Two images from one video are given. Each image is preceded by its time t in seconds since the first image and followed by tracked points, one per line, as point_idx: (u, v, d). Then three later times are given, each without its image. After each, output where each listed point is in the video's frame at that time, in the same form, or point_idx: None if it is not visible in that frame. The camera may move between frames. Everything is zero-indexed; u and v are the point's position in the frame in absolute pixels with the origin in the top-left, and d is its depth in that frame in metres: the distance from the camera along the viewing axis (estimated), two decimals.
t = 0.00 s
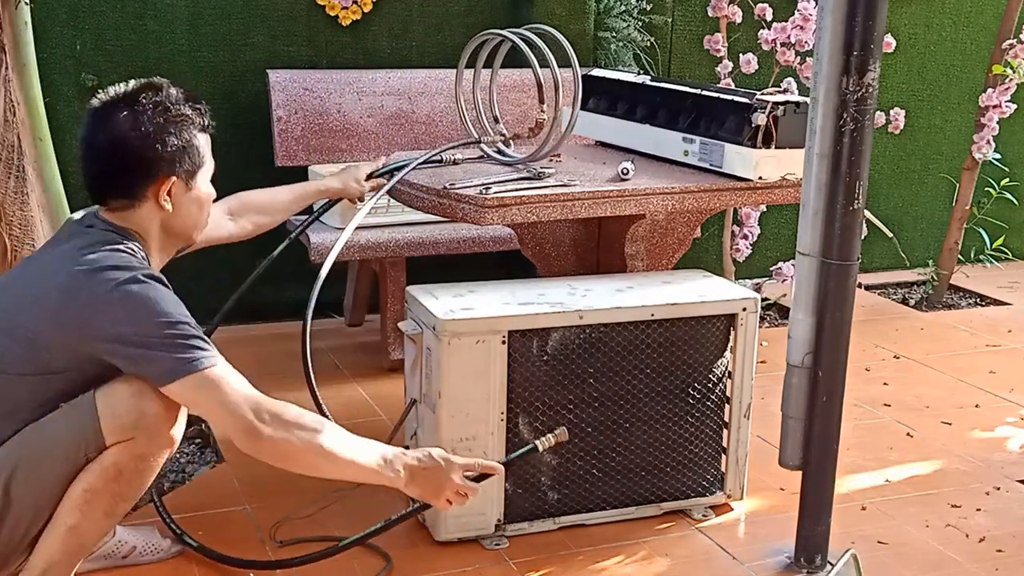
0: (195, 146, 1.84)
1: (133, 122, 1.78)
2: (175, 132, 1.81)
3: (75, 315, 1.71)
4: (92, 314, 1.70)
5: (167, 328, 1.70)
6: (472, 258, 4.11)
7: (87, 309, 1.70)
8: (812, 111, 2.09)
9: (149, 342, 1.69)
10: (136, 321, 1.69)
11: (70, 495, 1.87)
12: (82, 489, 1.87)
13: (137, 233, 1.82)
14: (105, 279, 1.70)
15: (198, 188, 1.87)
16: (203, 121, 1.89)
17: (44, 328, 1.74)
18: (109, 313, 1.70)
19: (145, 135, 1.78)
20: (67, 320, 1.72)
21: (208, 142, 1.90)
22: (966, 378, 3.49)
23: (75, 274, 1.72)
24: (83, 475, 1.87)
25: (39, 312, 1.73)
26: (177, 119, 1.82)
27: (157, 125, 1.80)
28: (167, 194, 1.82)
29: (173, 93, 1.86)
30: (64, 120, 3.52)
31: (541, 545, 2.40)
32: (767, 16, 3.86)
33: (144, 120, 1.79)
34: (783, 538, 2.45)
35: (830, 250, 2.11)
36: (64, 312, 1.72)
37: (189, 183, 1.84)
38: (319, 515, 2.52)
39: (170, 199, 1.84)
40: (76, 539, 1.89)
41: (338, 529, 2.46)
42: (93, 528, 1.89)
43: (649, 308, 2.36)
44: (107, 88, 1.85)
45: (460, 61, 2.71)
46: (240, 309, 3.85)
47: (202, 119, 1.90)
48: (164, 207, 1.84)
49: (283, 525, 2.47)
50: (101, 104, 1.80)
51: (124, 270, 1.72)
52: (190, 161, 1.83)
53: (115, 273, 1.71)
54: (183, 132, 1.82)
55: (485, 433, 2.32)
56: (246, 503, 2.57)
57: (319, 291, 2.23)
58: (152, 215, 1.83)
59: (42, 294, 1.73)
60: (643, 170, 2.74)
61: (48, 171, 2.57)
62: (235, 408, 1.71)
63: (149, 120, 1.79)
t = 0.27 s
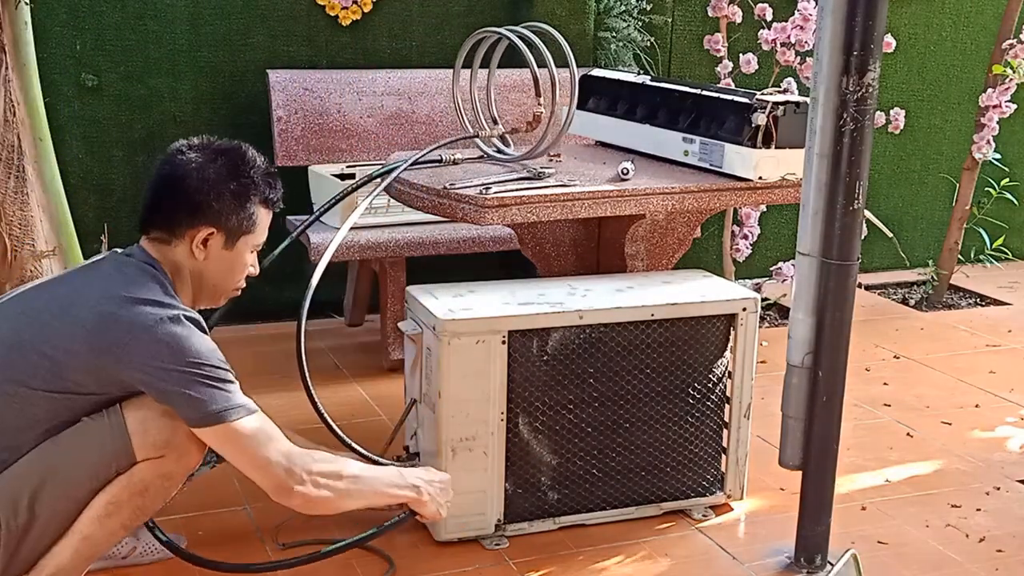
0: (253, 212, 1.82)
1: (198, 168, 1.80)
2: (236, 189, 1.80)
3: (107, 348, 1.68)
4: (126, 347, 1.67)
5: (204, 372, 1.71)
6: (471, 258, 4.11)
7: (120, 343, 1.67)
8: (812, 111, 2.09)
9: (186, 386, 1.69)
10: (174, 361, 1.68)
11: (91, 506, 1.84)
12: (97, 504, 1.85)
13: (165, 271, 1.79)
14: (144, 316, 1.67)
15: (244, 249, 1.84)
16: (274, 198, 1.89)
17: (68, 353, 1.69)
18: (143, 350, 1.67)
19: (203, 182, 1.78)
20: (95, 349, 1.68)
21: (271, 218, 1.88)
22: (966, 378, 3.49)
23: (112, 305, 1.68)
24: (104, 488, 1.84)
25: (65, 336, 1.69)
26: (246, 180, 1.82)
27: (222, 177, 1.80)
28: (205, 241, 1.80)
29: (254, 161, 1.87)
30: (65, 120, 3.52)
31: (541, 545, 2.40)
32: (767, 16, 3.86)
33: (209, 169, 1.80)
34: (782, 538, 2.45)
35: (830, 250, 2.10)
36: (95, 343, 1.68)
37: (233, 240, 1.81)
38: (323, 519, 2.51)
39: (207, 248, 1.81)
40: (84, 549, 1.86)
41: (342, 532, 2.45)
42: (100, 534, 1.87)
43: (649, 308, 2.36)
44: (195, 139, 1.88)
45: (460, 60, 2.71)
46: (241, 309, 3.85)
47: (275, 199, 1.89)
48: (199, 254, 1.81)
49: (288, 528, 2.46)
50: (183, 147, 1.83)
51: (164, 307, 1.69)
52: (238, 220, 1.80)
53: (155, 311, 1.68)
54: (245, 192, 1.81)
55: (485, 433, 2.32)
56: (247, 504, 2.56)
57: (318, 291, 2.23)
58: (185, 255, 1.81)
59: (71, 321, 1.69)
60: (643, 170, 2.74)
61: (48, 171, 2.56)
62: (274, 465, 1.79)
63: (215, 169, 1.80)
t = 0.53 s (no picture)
0: (263, 212, 1.85)
1: (209, 168, 1.82)
2: (246, 189, 1.83)
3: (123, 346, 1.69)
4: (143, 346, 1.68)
5: (219, 371, 1.72)
6: (471, 258, 4.11)
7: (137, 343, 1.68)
8: (812, 112, 2.09)
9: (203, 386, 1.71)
10: (191, 360, 1.69)
11: (98, 502, 1.85)
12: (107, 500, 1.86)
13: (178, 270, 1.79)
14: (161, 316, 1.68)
15: (254, 248, 1.86)
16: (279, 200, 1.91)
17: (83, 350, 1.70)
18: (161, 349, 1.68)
19: (215, 181, 1.80)
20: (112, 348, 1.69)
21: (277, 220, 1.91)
22: (966, 378, 3.49)
23: (129, 303, 1.69)
24: (113, 484, 1.85)
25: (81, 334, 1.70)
26: (255, 181, 1.85)
27: (233, 178, 1.82)
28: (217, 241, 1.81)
29: (260, 164, 1.89)
30: (64, 120, 3.52)
31: (541, 545, 2.41)
32: (767, 16, 3.86)
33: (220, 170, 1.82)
34: (783, 538, 2.45)
35: (830, 250, 2.10)
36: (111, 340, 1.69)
37: (244, 239, 1.83)
38: (326, 519, 2.51)
39: (219, 247, 1.82)
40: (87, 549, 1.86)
41: (344, 532, 2.45)
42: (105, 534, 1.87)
43: (649, 308, 2.36)
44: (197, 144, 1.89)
45: (461, 61, 2.70)
46: (241, 309, 3.85)
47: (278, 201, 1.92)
48: (211, 253, 1.82)
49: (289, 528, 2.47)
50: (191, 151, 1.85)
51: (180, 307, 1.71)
52: (249, 219, 1.82)
53: (170, 310, 1.70)
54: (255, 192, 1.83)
55: (485, 433, 2.32)
56: (248, 504, 2.57)
57: (319, 291, 2.23)
58: (199, 255, 1.81)
59: (88, 319, 1.70)
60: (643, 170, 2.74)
61: (48, 171, 2.56)
62: (292, 454, 1.83)
63: (225, 171, 1.82)
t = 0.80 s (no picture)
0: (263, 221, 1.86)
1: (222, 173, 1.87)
2: (249, 195, 1.85)
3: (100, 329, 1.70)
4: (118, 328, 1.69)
5: (194, 355, 1.72)
6: (471, 259, 4.11)
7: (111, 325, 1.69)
8: (812, 111, 2.09)
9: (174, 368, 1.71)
10: (164, 342, 1.69)
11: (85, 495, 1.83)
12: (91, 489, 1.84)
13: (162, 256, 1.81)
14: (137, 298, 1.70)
15: (248, 255, 1.87)
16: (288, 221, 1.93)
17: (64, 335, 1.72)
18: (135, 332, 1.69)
19: (222, 182, 1.84)
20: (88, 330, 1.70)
21: (281, 238, 1.92)
22: (966, 378, 3.49)
23: (107, 287, 1.71)
24: (100, 473, 1.83)
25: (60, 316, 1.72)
26: (263, 192, 1.88)
27: (241, 182, 1.86)
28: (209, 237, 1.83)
29: (275, 182, 1.93)
30: (64, 121, 3.52)
31: (541, 545, 2.40)
32: (767, 16, 3.86)
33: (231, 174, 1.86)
34: (783, 538, 2.45)
35: (830, 250, 2.10)
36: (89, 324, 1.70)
37: (236, 241, 1.84)
38: (326, 519, 2.51)
39: (209, 241, 1.84)
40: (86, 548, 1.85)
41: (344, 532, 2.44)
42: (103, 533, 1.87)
43: (649, 308, 2.36)
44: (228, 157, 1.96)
45: (460, 61, 2.70)
46: (241, 309, 3.85)
47: (288, 223, 1.93)
48: (201, 246, 1.83)
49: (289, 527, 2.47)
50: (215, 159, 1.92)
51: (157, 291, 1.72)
52: (247, 221, 1.84)
53: (147, 293, 1.71)
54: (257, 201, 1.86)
55: (485, 433, 2.32)
56: (247, 504, 2.57)
57: (319, 290, 2.22)
58: (187, 247, 1.83)
59: (67, 303, 1.72)
60: (643, 170, 2.74)
61: (48, 171, 2.56)
62: (264, 442, 1.79)
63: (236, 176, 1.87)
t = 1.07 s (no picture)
0: (215, 212, 1.77)
1: (171, 162, 1.80)
2: (197, 185, 1.77)
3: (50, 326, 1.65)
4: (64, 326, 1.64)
5: (145, 360, 1.63)
6: (471, 259, 4.11)
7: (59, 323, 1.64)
8: (812, 111, 2.09)
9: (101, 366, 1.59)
10: (100, 340, 1.61)
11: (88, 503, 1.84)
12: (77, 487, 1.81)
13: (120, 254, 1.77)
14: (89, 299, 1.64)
15: (204, 249, 1.79)
16: (250, 206, 1.83)
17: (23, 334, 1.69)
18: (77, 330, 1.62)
19: (167, 174, 1.78)
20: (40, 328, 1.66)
21: (243, 227, 1.82)
22: (966, 378, 3.49)
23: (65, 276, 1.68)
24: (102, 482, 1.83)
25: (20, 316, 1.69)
26: (214, 179, 1.79)
27: (190, 172, 1.79)
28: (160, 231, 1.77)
29: (233, 169, 1.84)
30: (64, 120, 3.52)
31: (541, 545, 2.40)
32: (767, 16, 3.86)
33: (182, 164, 1.80)
34: (783, 538, 2.45)
35: (830, 250, 2.10)
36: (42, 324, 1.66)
37: (187, 235, 1.77)
38: (326, 519, 2.51)
39: (159, 237, 1.77)
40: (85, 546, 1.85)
41: (344, 532, 2.45)
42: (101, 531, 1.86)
43: (649, 308, 2.36)
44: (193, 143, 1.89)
45: (460, 61, 2.69)
46: (241, 309, 3.85)
47: (250, 208, 1.83)
48: (153, 244, 1.78)
49: (289, 527, 2.47)
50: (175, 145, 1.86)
51: (107, 288, 1.66)
52: (193, 211, 1.76)
53: (95, 281, 1.66)
54: (211, 190, 1.77)
55: (485, 433, 2.32)
56: (247, 504, 2.57)
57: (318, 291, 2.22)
58: (142, 245, 1.78)
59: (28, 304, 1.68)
60: (643, 170, 2.74)
61: (48, 171, 2.56)
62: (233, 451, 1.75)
63: (186, 166, 1.80)
